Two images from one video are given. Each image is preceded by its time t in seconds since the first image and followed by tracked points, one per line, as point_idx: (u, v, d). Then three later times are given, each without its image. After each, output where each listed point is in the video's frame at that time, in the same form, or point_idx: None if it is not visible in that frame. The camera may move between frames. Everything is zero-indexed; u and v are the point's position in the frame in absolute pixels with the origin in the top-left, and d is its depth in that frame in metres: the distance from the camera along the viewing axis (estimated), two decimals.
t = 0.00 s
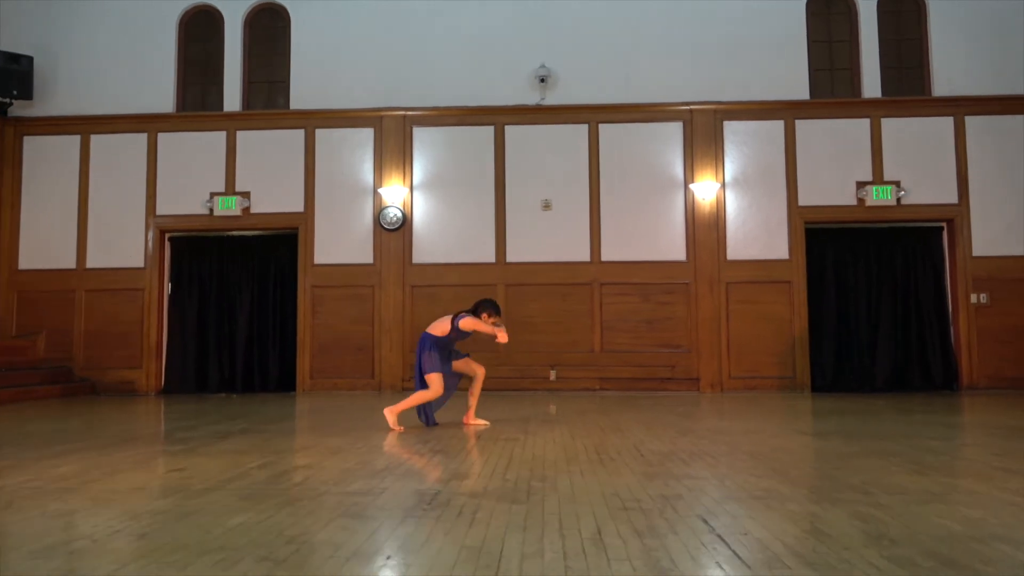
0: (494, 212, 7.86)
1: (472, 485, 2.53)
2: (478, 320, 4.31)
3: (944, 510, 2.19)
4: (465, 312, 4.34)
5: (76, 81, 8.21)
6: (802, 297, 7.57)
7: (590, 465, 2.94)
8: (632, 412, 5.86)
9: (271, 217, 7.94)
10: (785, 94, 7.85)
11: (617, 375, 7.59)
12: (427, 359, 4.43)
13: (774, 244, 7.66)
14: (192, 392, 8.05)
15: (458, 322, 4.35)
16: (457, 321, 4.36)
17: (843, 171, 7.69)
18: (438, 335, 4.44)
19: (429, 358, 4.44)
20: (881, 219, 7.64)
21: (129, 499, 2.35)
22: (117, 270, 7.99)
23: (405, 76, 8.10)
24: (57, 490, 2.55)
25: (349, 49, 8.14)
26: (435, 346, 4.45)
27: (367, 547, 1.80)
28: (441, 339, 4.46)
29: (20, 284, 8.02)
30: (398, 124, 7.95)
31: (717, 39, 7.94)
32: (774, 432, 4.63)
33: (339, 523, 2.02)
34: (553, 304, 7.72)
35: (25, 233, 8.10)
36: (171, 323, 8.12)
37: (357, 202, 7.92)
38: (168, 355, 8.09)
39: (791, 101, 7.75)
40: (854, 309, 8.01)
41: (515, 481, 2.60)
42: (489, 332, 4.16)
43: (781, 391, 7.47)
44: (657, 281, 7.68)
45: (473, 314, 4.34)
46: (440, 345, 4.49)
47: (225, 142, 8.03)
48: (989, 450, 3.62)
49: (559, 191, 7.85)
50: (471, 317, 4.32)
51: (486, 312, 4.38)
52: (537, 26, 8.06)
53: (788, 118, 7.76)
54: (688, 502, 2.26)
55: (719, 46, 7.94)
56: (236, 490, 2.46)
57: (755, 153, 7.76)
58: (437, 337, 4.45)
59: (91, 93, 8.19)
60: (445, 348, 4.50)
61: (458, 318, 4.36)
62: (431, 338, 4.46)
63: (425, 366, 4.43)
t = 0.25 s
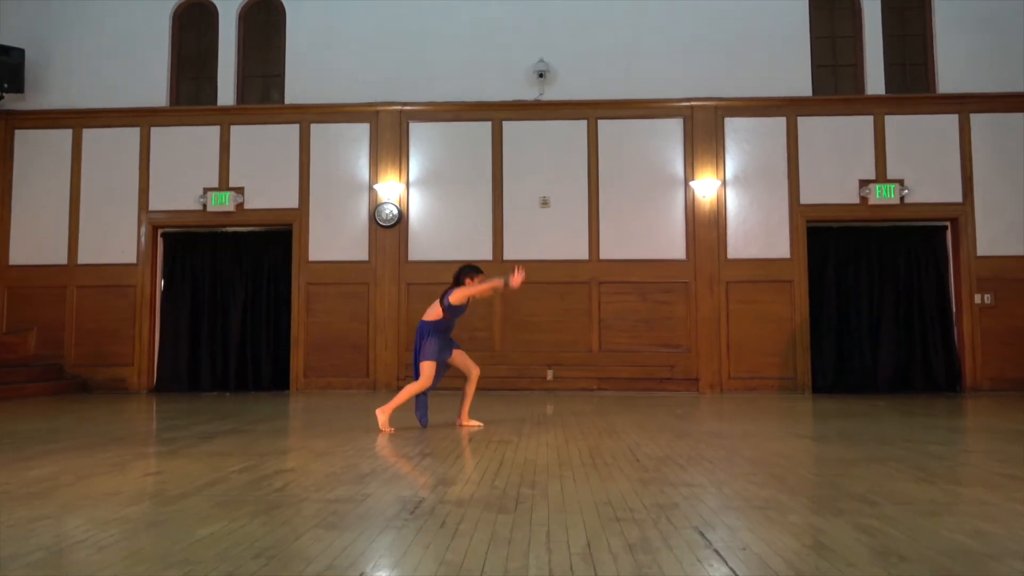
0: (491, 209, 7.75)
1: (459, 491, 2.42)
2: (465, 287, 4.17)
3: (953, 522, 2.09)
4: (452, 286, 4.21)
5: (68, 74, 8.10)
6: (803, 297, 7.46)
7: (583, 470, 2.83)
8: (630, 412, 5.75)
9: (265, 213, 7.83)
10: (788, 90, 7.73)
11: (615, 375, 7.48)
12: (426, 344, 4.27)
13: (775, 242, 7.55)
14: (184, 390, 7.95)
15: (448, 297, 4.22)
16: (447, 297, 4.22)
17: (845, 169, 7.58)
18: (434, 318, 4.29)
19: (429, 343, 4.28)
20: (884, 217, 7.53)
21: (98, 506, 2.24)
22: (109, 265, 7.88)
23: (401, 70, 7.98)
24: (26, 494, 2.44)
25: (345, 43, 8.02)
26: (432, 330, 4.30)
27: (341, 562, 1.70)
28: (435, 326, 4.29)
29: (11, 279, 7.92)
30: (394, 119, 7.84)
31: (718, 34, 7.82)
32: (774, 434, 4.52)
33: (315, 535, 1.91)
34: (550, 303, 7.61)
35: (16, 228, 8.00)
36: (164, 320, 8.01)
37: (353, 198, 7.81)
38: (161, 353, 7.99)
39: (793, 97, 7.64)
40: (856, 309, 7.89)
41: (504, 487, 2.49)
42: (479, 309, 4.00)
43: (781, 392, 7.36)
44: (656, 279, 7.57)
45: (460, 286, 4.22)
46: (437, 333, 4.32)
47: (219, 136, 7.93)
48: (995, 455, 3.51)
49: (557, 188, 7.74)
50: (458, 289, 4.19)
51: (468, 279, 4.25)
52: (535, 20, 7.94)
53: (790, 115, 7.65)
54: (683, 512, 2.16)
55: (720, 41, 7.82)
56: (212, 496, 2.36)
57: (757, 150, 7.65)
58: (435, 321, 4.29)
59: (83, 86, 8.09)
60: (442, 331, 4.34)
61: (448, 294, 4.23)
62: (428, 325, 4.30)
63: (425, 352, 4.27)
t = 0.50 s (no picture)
0: (490, 206, 7.66)
1: (454, 496, 2.34)
2: (453, 256, 4.16)
3: (968, 531, 2.00)
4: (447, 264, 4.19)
5: (64, 68, 8.02)
6: (806, 296, 7.37)
7: (583, 474, 2.74)
8: (630, 413, 5.66)
9: (262, 210, 7.74)
10: (791, 87, 7.64)
11: (616, 374, 7.39)
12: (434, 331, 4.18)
13: (778, 241, 7.46)
14: (180, 388, 7.87)
15: (449, 276, 4.18)
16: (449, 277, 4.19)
17: (850, 167, 7.49)
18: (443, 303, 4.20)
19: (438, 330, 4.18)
20: (888, 216, 7.43)
21: (76, 512, 2.16)
22: (104, 262, 7.80)
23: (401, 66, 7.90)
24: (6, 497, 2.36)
25: (343, 38, 7.93)
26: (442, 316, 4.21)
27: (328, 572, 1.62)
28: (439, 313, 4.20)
29: (5, 276, 7.84)
30: (393, 115, 7.75)
31: (721, 30, 7.73)
32: (777, 436, 4.43)
33: (301, 542, 1.83)
34: (550, 302, 7.52)
35: (11, 224, 7.91)
36: (160, 317, 7.93)
37: (351, 195, 7.72)
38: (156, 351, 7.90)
39: (796, 94, 7.55)
40: (860, 309, 7.81)
41: (501, 492, 2.41)
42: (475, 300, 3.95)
43: (784, 393, 7.27)
44: (657, 278, 7.48)
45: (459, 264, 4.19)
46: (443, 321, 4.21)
47: (215, 132, 7.84)
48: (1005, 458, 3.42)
49: (557, 185, 7.65)
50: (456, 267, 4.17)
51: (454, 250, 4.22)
52: (536, 15, 7.86)
53: (793, 112, 7.56)
54: (686, 519, 2.07)
55: (723, 38, 7.73)
56: (198, 500, 2.27)
57: (760, 147, 7.56)
58: (448, 307, 4.22)
59: (78, 80, 8.00)
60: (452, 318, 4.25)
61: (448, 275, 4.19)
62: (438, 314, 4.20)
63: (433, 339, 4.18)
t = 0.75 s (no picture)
0: (492, 204, 7.59)
1: (454, 501, 2.27)
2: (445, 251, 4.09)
3: (985, 540, 1.94)
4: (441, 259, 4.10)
5: (62, 64, 7.96)
6: (809, 296, 7.31)
7: (587, 477, 2.68)
8: (632, 413, 5.60)
9: (261, 207, 7.68)
10: (795, 85, 7.57)
11: (618, 374, 7.33)
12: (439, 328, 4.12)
13: (781, 241, 7.39)
14: (178, 387, 7.81)
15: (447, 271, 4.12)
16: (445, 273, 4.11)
17: (854, 166, 7.42)
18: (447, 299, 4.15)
19: (443, 326, 4.13)
20: (893, 216, 7.37)
21: (67, 517, 2.10)
22: (102, 259, 7.74)
23: (402, 63, 7.84)
24: None
25: (344, 34, 7.87)
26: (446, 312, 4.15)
27: None
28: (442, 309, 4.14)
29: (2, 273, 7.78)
30: (394, 112, 7.69)
31: (725, 28, 7.66)
32: (783, 438, 4.36)
33: (297, 550, 1.76)
34: (551, 301, 7.45)
35: (8, 221, 7.85)
36: (158, 315, 7.87)
37: (351, 192, 7.65)
38: (154, 349, 7.84)
39: (801, 92, 7.48)
40: (864, 309, 7.75)
41: (503, 496, 2.34)
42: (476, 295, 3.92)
43: (787, 393, 7.20)
44: (659, 278, 7.42)
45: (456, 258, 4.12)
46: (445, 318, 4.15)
47: (214, 129, 7.78)
48: (1015, 461, 3.36)
49: (559, 184, 7.59)
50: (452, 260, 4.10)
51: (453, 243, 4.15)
52: (538, 12, 7.79)
53: (797, 111, 7.49)
54: (694, 527, 2.01)
55: (727, 35, 7.66)
56: (192, 505, 2.21)
57: (764, 146, 7.49)
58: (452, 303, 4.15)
59: (76, 76, 7.94)
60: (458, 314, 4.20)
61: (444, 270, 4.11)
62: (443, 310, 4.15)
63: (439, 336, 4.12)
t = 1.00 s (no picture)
0: (493, 202, 7.51)
1: (457, 506, 2.19)
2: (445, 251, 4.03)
3: (1011, 549, 1.86)
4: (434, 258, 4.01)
5: (58, 59, 7.88)
6: (814, 296, 7.22)
7: (594, 482, 2.60)
8: (636, 414, 5.52)
9: (260, 204, 7.60)
10: (801, 83, 7.49)
11: (620, 374, 7.25)
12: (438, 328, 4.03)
13: (786, 239, 7.31)
14: (176, 386, 7.72)
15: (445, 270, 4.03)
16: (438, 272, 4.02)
17: (860, 164, 7.34)
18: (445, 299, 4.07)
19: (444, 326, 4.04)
20: (899, 214, 7.29)
21: (55, 522, 2.02)
22: (99, 256, 7.65)
23: (403, 58, 7.75)
24: None
25: (344, 30, 7.79)
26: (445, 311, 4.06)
27: None
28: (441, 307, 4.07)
29: None
30: (394, 108, 7.60)
31: (729, 24, 7.59)
32: (790, 439, 4.28)
33: (293, 560, 1.68)
34: (553, 300, 7.37)
35: (4, 217, 7.77)
36: (155, 313, 7.79)
37: (351, 189, 7.57)
38: (152, 347, 7.76)
39: (806, 90, 7.40)
40: (869, 310, 7.67)
41: (507, 502, 2.26)
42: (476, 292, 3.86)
43: (791, 394, 7.12)
44: (662, 277, 7.34)
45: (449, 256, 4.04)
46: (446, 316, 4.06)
47: (213, 125, 7.69)
48: None
49: (561, 181, 7.51)
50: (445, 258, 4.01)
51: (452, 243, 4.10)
52: (541, 8, 7.71)
53: (802, 108, 7.41)
54: (708, 535, 1.93)
55: (731, 32, 7.59)
56: (185, 510, 2.12)
57: (769, 144, 7.41)
58: (452, 302, 4.07)
59: (73, 71, 7.86)
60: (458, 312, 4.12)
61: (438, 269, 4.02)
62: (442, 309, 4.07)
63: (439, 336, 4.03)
